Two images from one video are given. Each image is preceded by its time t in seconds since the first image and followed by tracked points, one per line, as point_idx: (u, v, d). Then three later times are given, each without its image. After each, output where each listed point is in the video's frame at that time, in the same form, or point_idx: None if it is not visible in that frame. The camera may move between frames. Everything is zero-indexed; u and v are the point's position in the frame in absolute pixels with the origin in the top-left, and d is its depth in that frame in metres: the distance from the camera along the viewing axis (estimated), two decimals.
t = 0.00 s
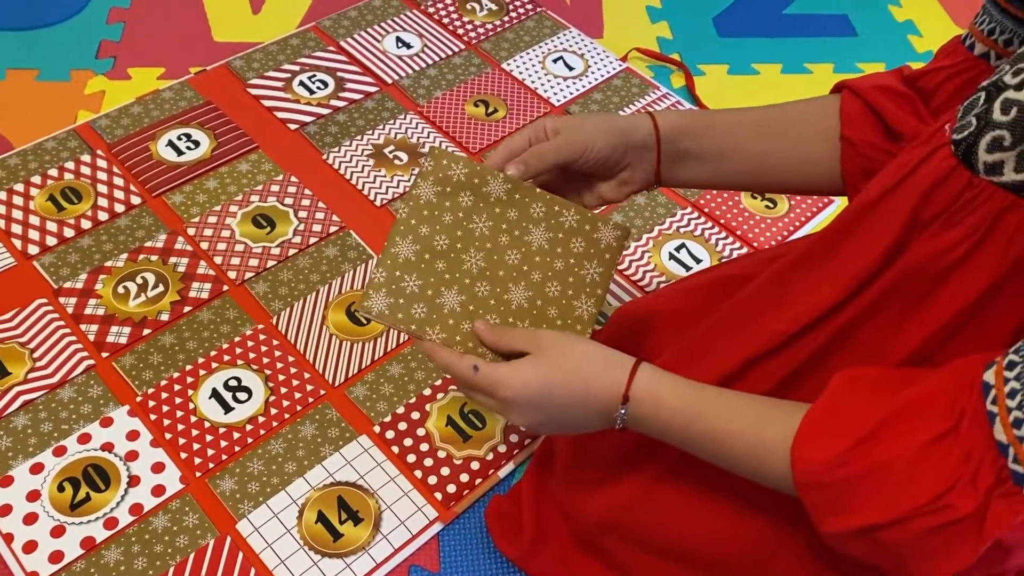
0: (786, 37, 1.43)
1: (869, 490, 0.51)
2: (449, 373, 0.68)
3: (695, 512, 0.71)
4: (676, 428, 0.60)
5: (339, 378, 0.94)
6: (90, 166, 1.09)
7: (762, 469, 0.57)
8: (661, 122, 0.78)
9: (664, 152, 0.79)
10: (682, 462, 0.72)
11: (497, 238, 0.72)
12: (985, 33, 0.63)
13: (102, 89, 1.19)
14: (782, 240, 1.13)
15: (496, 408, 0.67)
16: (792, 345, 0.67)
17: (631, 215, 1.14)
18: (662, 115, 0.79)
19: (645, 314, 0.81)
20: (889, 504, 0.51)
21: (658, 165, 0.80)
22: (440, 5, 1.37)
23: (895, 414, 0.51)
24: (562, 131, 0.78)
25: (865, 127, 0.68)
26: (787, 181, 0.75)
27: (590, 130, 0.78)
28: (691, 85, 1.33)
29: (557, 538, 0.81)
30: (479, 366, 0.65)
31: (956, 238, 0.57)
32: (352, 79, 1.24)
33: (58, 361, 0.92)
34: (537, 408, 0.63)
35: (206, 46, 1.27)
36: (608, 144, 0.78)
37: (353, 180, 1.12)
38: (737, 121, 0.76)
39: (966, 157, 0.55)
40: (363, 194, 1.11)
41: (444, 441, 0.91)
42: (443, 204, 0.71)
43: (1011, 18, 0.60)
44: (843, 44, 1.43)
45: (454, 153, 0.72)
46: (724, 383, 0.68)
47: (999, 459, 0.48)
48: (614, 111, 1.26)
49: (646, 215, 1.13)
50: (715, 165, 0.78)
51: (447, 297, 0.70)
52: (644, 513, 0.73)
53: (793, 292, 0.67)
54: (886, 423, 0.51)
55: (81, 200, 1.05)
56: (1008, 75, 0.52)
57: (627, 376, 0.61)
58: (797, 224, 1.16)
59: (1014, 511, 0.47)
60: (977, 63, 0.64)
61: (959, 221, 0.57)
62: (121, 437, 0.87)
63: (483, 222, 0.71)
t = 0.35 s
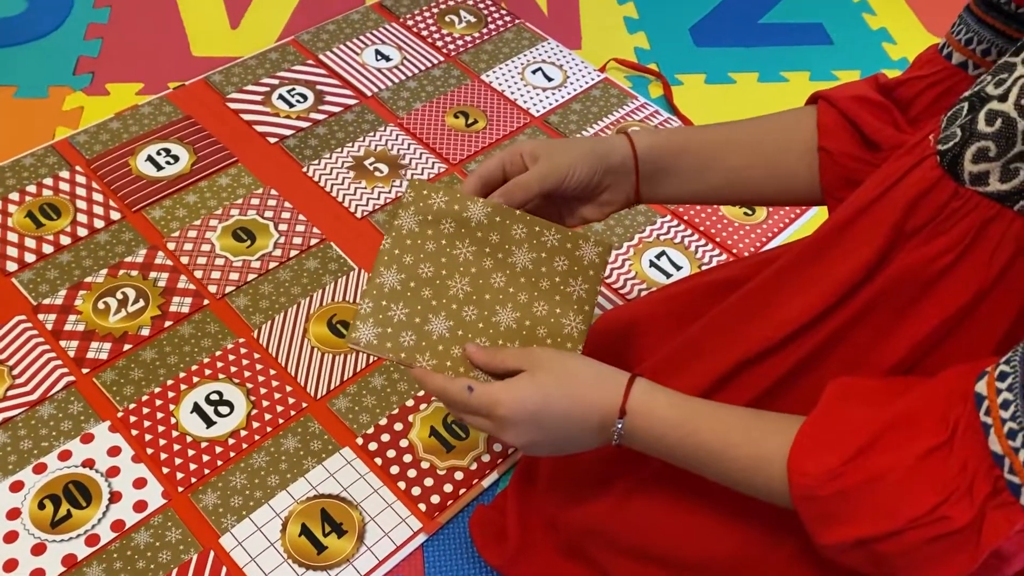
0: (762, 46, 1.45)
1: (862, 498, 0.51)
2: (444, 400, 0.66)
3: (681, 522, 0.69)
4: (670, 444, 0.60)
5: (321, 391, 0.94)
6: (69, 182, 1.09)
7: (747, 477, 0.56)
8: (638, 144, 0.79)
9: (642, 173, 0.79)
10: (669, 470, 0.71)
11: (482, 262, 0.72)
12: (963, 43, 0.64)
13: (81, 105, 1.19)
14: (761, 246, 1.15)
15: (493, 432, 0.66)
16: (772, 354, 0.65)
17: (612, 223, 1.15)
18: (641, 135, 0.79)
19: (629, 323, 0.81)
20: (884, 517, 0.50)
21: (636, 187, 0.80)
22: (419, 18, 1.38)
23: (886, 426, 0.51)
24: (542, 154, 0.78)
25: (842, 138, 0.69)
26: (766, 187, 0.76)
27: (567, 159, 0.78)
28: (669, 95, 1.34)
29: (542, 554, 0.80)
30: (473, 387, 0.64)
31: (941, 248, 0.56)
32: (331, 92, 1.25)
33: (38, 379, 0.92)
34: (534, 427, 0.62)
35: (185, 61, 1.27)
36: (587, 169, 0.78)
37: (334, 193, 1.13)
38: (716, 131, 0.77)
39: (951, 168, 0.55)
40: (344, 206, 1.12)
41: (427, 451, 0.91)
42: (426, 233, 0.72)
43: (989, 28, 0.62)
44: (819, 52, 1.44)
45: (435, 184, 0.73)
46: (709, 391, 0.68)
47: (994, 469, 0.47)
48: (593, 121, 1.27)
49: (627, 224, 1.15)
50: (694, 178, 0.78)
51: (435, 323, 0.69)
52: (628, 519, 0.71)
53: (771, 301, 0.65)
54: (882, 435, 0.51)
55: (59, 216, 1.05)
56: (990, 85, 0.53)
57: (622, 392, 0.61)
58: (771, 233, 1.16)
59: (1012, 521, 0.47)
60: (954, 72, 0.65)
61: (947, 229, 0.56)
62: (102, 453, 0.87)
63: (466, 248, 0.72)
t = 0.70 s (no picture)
0: (747, 53, 1.46)
1: (850, 510, 0.50)
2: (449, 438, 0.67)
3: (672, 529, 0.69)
4: (657, 466, 0.59)
5: (313, 400, 0.95)
6: (58, 194, 1.09)
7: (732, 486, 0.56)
8: (626, 160, 0.78)
9: (630, 189, 0.79)
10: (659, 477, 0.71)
11: (480, 278, 0.72)
12: (941, 47, 0.66)
13: (69, 117, 1.20)
14: (750, 248, 1.16)
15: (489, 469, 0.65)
16: (762, 358, 0.65)
17: (601, 229, 1.16)
18: (629, 149, 0.79)
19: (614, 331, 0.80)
20: (870, 529, 0.50)
21: (624, 201, 0.81)
22: (407, 28, 1.39)
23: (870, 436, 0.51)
24: (532, 169, 0.79)
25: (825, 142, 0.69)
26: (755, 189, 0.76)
27: (558, 175, 0.78)
28: (655, 101, 1.35)
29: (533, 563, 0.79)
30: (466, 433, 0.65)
31: (919, 253, 0.57)
32: (320, 102, 1.25)
33: (29, 391, 0.92)
34: (530, 458, 0.62)
35: (173, 72, 1.28)
36: (574, 186, 0.78)
37: (323, 202, 1.13)
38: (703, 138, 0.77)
39: (928, 175, 0.56)
40: (333, 214, 1.12)
41: (420, 458, 0.92)
42: (429, 246, 0.72)
43: (966, 33, 0.63)
44: (803, 58, 1.46)
45: (440, 199, 0.75)
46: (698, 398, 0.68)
47: (975, 475, 0.47)
48: (580, 128, 1.28)
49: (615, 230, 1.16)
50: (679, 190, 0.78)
51: (437, 332, 0.69)
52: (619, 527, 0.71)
53: (759, 304, 0.65)
54: (866, 445, 0.51)
55: (49, 228, 1.05)
56: (966, 93, 0.54)
57: (606, 423, 0.61)
58: (761, 234, 1.18)
59: (993, 525, 0.47)
60: (932, 76, 0.67)
61: (926, 233, 0.57)
62: (94, 464, 0.87)
63: (466, 261, 0.72)
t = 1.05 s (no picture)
0: (742, 56, 1.46)
1: (845, 520, 0.49)
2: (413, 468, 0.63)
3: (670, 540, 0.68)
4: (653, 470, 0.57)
5: (309, 407, 0.95)
6: (52, 201, 1.08)
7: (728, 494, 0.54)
8: (628, 149, 0.78)
9: (631, 178, 0.79)
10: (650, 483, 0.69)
11: (488, 279, 0.71)
12: (941, 50, 0.65)
13: (63, 123, 1.19)
14: (755, 244, 1.17)
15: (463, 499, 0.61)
16: (761, 365, 0.64)
17: (597, 234, 1.16)
18: (629, 135, 0.79)
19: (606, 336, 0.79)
20: (870, 540, 0.49)
21: (625, 189, 0.80)
22: (402, 32, 1.38)
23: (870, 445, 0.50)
24: (536, 154, 0.78)
25: (824, 144, 0.69)
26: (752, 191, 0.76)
27: (559, 168, 0.77)
28: (651, 105, 1.35)
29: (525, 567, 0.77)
30: (458, 415, 0.58)
31: (924, 257, 0.57)
32: (315, 107, 1.25)
33: (24, 399, 0.91)
34: (529, 481, 0.58)
35: (168, 78, 1.28)
36: (581, 168, 0.78)
37: (318, 207, 1.13)
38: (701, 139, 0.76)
39: (930, 182, 0.56)
40: (328, 219, 1.12)
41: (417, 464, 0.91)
42: (445, 234, 0.68)
43: (966, 36, 0.63)
44: (798, 62, 1.46)
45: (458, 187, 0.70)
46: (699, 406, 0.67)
47: (977, 485, 0.46)
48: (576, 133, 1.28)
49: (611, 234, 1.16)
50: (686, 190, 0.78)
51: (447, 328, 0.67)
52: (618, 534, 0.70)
53: (759, 309, 0.65)
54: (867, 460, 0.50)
55: (43, 235, 1.05)
56: (967, 100, 0.54)
57: (606, 414, 0.58)
58: (765, 233, 1.19)
59: (997, 537, 0.46)
60: (932, 78, 0.66)
61: (929, 239, 0.57)
62: (89, 472, 0.87)
63: (478, 258, 0.70)
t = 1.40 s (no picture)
0: (740, 58, 1.46)
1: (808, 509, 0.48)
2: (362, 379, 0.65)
3: (670, 545, 0.68)
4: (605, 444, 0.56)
5: (307, 411, 0.94)
6: (49, 205, 1.08)
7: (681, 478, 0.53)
8: (648, 141, 0.76)
9: (647, 170, 0.78)
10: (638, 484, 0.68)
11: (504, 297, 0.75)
12: (945, 51, 0.66)
13: (60, 127, 1.19)
14: (758, 243, 1.17)
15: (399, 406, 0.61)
16: (763, 367, 0.64)
17: (595, 236, 1.16)
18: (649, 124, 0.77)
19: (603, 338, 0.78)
20: (824, 520, 0.48)
21: (637, 179, 0.79)
22: (399, 35, 1.38)
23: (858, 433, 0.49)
24: (557, 145, 0.75)
25: (827, 147, 0.70)
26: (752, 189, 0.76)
27: (580, 164, 0.75)
28: (650, 107, 1.35)
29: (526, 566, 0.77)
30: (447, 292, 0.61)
31: (926, 257, 0.57)
32: (313, 110, 1.25)
33: (20, 404, 0.91)
34: (464, 391, 0.57)
35: (165, 81, 1.27)
36: (600, 163, 0.75)
37: (315, 211, 1.13)
38: (700, 140, 0.76)
39: (934, 178, 0.56)
40: (326, 223, 1.12)
41: (415, 468, 0.91)
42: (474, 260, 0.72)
43: (970, 37, 0.64)
44: (796, 63, 1.46)
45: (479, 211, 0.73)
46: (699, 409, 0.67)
47: (949, 474, 0.45)
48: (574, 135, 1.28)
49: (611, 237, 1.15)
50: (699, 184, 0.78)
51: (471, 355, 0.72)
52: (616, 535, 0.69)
53: (760, 310, 0.65)
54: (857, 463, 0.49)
55: (40, 239, 1.05)
56: (973, 97, 0.55)
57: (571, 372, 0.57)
58: (766, 233, 1.19)
59: (964, 528, 0.44)
60: (936, 79, 0.66)
61: (931, 239, 0.56)
62: (86, 478, 0.86)
63: (501, 278, 0.74)
